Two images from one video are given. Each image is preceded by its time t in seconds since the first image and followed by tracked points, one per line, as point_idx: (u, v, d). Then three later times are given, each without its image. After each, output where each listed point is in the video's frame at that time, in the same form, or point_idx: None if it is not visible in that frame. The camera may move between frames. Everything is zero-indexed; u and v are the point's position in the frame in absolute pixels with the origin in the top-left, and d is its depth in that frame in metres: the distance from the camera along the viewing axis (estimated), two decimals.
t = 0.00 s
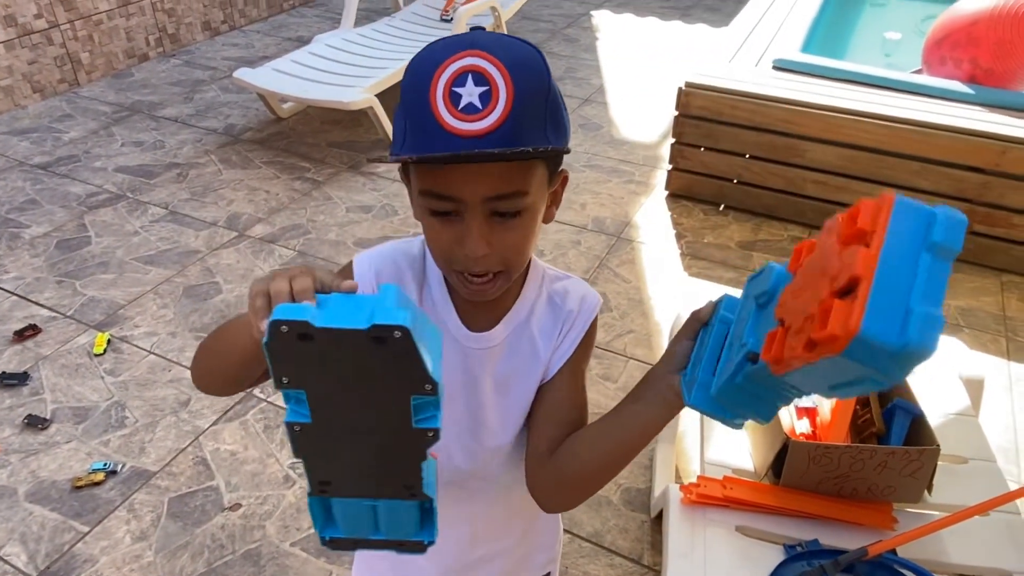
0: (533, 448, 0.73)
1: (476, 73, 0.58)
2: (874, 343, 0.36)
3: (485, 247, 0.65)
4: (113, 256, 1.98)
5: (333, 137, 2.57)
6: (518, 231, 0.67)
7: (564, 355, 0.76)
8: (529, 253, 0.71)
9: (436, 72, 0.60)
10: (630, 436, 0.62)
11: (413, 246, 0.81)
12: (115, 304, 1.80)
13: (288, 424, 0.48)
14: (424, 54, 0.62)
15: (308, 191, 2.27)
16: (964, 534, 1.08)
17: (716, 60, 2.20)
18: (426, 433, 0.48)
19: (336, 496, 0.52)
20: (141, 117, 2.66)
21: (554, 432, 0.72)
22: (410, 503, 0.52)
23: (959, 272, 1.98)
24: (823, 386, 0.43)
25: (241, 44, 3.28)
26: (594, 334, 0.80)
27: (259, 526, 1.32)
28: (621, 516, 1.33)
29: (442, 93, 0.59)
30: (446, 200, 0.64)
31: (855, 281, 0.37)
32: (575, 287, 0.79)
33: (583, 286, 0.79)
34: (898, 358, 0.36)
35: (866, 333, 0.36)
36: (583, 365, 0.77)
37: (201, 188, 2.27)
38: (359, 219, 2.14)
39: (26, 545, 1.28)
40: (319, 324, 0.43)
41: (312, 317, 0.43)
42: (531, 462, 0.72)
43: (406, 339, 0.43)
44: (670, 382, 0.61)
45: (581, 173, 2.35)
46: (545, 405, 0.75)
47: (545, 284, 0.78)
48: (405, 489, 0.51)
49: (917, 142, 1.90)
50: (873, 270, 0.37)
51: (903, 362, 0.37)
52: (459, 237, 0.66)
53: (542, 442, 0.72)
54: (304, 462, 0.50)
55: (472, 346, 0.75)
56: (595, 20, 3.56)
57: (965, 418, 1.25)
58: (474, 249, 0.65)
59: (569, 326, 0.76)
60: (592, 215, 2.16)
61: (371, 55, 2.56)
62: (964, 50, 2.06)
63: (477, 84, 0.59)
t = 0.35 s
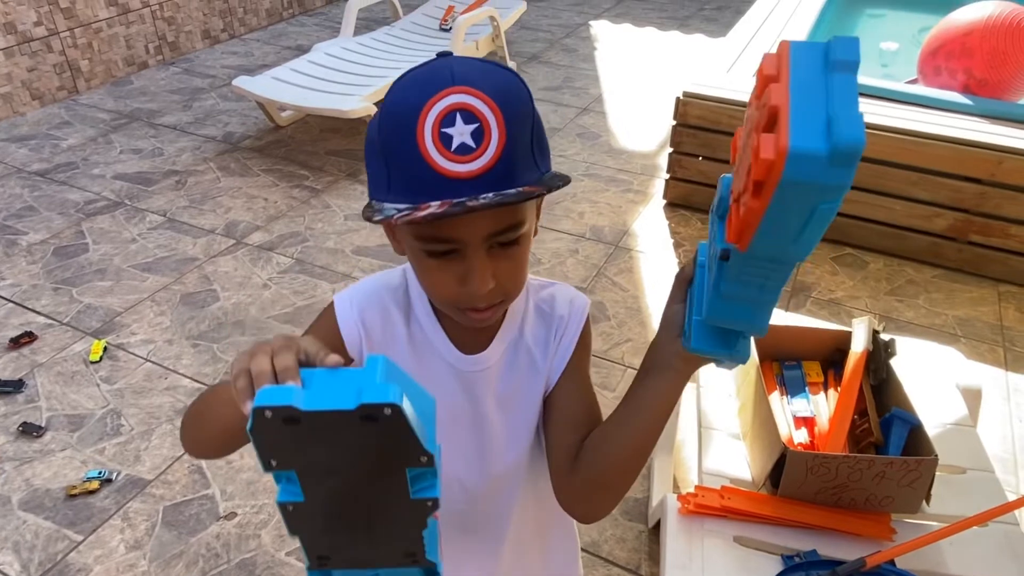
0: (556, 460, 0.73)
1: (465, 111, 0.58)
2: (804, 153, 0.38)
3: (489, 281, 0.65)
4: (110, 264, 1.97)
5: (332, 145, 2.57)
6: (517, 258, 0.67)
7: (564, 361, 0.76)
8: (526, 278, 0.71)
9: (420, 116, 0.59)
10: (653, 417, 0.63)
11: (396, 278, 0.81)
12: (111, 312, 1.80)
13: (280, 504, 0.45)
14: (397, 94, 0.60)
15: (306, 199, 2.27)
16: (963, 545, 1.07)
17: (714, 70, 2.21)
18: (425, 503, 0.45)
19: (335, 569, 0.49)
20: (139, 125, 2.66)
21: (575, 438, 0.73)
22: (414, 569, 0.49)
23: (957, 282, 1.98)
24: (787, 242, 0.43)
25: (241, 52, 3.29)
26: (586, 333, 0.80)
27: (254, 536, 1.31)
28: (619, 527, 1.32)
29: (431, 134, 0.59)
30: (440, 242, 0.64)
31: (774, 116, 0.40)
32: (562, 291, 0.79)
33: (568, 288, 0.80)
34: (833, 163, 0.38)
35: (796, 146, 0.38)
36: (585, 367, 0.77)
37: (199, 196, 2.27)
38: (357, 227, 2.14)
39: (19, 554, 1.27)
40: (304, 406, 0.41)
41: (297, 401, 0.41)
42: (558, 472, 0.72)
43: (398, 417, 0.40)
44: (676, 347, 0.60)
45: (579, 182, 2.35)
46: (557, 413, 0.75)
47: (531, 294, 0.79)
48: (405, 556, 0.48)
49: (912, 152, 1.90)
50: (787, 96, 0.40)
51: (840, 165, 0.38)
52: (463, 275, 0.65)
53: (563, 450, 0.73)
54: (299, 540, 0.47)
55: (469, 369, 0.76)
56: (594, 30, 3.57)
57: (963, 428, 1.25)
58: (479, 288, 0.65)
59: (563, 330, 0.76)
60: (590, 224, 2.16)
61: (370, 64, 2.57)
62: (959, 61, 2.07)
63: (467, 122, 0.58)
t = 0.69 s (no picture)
0: (510, 479, 0.78)
1: (425, 136, 0.61)
2: (792, 192, 0.42)
3: (469, 298, 0.66)
4: (113, 271, 1.98)
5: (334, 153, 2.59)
6: (474, 278, 0.68)
7: (498, 381, 0.79)
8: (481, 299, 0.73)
9: (383, 149, 0.60)
10: (605, 433, 0.68)
11: (307, 322, 0.77)
12: (113, 319, 1.80)
13: None
14: (341, 133, 0.60)
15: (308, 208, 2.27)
16: (963, 555, 1.07)
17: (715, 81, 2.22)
18: (433, 546, 0.53)
19: None
20: (143, 133, 2.67)
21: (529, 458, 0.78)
22: None
23: (957, 293, 1.99)
24: (762, 268, 0.49)
25: (244, 61, 3.31)
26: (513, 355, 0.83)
27: (254, 544, 1.31)
28: (618, 536, 1.33)
29: (400, 163, 0.60)
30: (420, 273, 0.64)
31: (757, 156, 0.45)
32: (483, 313, 0.81)
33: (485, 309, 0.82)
34: (819, 201, 0.42)
35: (785, 185, 0.42)
36: (516, 383, 0.81)
37: (202, 204, 2.28)
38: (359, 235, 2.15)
39: (20, 561, 1.27)
40: (331, 484, 0.46)
41: (320, 479, 0.46)
42: (511, 492, 0.78)
43: (423, 469, 0.47)
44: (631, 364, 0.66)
45: (580, 192, 2.36)
46: (502, 434, 0.79)
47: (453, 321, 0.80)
48: None
49: (910, 163, 1.91)
50: (769, 138, 0.45)
51: (825, 203, 0.42)
52: (447, 302, 0.65)
53: (517, 472, 0.77)
54: None
55: (408, 410, 0.75)
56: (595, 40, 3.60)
57: (962, 439, 1.25)
58: (462, 311, 0.66)
59: (492, 353, 0.79)
60: (590, 233, 2.16)
61: (372, 73, 2.58)
62: (958, 73, 2.08)
63: (429, 144, 0.61)
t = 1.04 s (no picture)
0: (489, 493, 0.79)
1: (438, 156, 0.63)
2: (716, 167, 0.50)
3: (466, 317, 0.68)
4: (119, 274, 1.99)
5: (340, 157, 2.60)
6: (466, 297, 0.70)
7: (480, 395, 0.81)
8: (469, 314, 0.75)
9: (401, 166, 0.61)
10: (584, 450, 0.70)
11: (284, 338, 0.76)
12: (119, 321, 1.81)
13: None
14: (357, 147, 0.60)
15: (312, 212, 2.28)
16: (967, 561, 1.07)
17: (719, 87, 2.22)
18: (427, 567, 0.53)
19: None
20: (149, 136, 2.69)
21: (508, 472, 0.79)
22: None
23: (960, 300, 1.99)
24: (704, 255, 0.55)
25: (250, 66, 3.33)
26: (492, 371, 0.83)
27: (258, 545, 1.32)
28: (621, 541, 1.33)
29: (416, 181, 0.61)
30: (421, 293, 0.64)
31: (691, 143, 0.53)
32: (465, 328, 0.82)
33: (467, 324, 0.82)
34: (742, 176, 0.50)
35: (710, 162, 0.50)
36: (496, 396, 0.83)
37: (208, 207, 2.29)
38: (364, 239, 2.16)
39: (25, 561, 1.28)
40: (327, 499, 0.45)
41: (314, 496, 0.46)
42: (490, 507, 0.78)
43: (420, 483, 0.47)
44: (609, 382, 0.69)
45: (584, 197, 2.37)
46: (483, 447, 0.81)
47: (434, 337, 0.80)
48: None
49: (913, 169, 1.92)
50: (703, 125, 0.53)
51: (747, 179, 0.50)
52: (449, 321, 0.67)
53: (494, 487, 0.79)
54: None
55: (393, 424, 0.76)
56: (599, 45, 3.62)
57: (966, 445, 1.25)
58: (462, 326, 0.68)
59: (473, 367, 0.80)
60: (594, 238, 2.17)
61: (378, 78, 2.60)
62: (964, 79, 2.08)
63: (441, 164, 0.63)
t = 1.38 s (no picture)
0: (516, 485, 0.78)
1: (472, 144, 0.63)
2: (721, 148, 0.51)
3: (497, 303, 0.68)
4: (128, 275, 2.00)
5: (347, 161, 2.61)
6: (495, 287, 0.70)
7: (509, 386, 0.80)
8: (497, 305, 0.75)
9: (437, 151, 0.61)
10: (611, 439, 0.69)
11: (319, 326, 0.78)
12: (127, 322, 1.82)
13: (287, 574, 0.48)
14: (393, 134, 0.61)
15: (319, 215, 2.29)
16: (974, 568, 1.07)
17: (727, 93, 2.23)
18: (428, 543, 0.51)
19: None
20: (158, 139, 2.70)
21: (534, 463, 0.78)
22: None
23: (968, 306, 1.98)
24: (714, 239, 0.55)
25: (259, 69, 3.34)
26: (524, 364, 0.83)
27: (265, 547, 1.32)
28: (627, 545, 1.33)
29: (450, 168, 0.62)
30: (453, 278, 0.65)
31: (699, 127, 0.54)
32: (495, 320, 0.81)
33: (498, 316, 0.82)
34: (745, 156, 0.51)
35: (714, 143, 0.51)
36: (524, 387, 0.82)
37: (216, 210, 2.30)
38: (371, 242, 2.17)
39: (33, 560, 1.28)
40: (335, 465, 0.45)
41: (323, 462, 0.46)
42: (519, 499, 0.78)
43: (423, 460, 0.46)
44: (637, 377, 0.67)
45: (591, 202, 2.37)
46: (510, 437, 0.80)
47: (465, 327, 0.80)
48: None
49: (921, 176, 1.91)
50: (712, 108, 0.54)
51: (751, 159, 0.51)
52: (479, 306, 0.67)
53: (519, 477, 0.78)
54: None
55: (421, 411, 0.75)
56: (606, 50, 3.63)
57: (973, 452, 1.25)
58: (492, 310, 0.68)
59: (503, 357, 0.80)
60: (601, 242, 2.17)
61: (386, 83, 2.61)
62: (977, 87, 2.08)
63: (474, 153, 0.64)
